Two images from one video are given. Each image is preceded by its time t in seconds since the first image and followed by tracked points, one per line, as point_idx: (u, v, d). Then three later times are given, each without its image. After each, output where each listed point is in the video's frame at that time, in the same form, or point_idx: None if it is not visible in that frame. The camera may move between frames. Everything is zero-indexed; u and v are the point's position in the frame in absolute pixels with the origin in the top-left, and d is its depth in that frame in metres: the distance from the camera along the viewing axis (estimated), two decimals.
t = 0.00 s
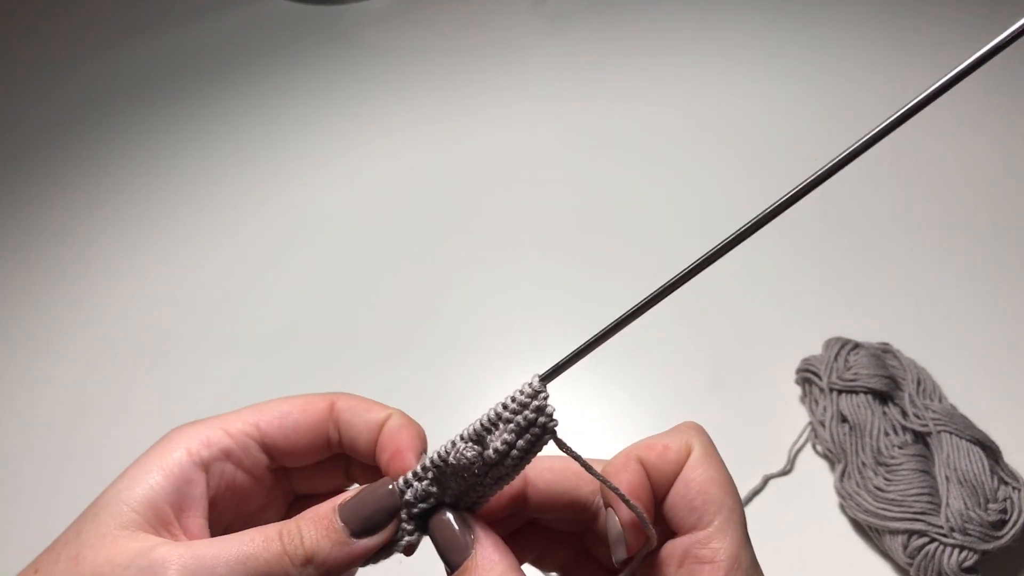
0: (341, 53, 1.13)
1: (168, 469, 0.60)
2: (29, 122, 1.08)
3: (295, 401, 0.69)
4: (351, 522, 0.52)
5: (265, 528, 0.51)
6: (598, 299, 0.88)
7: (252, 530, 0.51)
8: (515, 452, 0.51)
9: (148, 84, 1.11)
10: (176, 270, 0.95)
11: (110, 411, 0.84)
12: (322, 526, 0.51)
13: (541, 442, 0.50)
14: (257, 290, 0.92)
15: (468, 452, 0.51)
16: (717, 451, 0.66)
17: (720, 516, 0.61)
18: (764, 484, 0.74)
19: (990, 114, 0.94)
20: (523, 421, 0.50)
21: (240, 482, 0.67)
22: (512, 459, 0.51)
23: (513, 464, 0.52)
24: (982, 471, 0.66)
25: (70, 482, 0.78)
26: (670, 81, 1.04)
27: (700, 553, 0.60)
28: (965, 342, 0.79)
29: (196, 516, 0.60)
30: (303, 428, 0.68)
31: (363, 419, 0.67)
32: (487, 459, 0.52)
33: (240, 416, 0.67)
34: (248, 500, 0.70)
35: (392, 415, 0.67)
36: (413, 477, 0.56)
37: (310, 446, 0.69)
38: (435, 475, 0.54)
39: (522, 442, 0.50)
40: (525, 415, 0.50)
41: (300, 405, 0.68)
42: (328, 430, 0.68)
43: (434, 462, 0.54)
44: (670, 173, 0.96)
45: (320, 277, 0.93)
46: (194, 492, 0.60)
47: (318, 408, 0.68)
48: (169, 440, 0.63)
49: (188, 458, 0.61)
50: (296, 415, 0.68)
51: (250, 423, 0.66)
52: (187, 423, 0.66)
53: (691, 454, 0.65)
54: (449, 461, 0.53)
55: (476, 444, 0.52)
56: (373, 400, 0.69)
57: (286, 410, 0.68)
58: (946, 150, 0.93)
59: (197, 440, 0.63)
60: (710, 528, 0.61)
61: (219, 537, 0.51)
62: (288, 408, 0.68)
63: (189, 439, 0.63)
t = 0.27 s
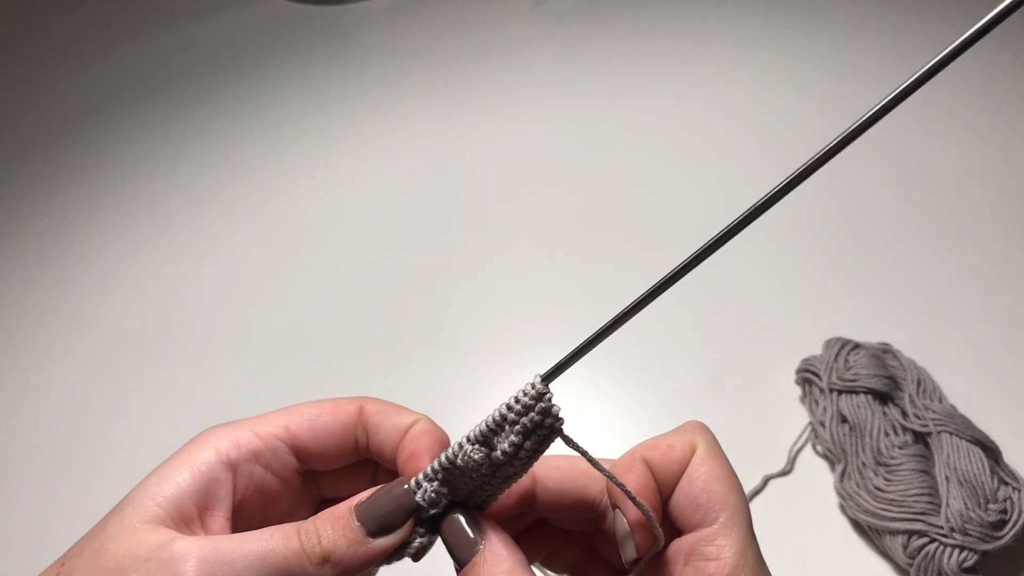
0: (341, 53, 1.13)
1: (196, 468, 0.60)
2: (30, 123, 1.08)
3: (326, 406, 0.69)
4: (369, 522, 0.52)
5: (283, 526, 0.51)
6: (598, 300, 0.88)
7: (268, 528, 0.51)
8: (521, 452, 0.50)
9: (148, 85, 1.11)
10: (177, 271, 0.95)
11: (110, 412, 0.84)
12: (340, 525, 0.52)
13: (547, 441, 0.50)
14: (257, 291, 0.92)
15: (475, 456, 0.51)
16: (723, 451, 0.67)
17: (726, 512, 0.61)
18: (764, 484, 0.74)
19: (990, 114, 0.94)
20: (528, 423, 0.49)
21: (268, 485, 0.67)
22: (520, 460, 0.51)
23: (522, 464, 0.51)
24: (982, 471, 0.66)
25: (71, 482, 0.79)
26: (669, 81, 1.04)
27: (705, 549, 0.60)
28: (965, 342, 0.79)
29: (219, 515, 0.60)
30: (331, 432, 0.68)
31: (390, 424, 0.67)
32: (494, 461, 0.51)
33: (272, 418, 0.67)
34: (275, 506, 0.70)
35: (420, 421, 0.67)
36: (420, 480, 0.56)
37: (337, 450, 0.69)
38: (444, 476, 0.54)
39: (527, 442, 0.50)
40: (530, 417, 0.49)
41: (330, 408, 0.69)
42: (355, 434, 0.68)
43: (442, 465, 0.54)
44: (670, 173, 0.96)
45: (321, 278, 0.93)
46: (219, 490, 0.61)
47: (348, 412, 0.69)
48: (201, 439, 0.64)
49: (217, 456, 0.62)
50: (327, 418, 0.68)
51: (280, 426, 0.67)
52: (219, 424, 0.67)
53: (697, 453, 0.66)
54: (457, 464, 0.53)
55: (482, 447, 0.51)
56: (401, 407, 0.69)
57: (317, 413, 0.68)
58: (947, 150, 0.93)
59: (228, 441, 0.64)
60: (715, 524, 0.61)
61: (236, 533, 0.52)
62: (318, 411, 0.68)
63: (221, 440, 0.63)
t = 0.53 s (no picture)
0: (341, 53, 1.13)
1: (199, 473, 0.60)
2: (31, 124, 1.08)
3: (325, 400, 0.69)
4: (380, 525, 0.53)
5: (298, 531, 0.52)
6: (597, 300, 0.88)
7: (284, 534, 0.52)
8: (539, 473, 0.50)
9: (148, 86, 1.12)
10: (177, 272, 0.95)
11: (110, 413, 0.84)
12: (354, 528, 0.53)
13: (567, 464, 0.50)
14: (257, 291, 0.92)
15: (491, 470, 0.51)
16: (726, 450, 0.67)
17: (732, 514, 0.61)
18: (764, 484, 0.74)
19: (990, 112, 0.94)
20: (549, 445, 0.49)
21: (271, 483, 0.67)
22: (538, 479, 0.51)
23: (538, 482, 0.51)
24: (982, 471, 0.66)
25: (72, 482, 0.79)
26: (669, 81, 1.04)
27: (710, 551, 0.60)
28: (965, 342, 0.79)
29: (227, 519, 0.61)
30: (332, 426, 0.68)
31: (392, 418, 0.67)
32: (510, 476, 0.51)
33: (271, 414, 0.67)
34: (281, 499, 0.70)
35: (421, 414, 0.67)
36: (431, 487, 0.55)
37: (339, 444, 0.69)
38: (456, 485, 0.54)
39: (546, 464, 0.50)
40: (553, 439, 0.49)
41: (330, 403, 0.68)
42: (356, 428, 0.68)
43: (455, 473, 0.53)
44: (669, 173, 0.97)
45: (321, 277, 0.93)
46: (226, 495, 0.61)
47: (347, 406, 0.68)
48: (200, 441, 0.64)
49: (219, 460, 0.62)
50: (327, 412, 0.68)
51: (280, 423, 0.66)
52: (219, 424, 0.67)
53: (701, 453, 0.66)
54: (472, 475, 0.53)
55: (500, 462, 0.51)
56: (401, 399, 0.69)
57: (316, 408, 0.68)
58: (946, 149, 0.93)
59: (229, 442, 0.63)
60: (721, 526, 0.61)
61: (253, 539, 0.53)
62: (318, 407, 0.68)
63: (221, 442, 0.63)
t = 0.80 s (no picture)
0: (341, 54, 1.13)
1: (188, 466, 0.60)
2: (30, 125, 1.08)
3: (318, 403, 0.69)
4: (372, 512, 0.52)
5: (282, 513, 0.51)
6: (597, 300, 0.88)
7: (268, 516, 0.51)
8: (539, 476, 0.51)
9: (148, 86, 1.12)
10: (177, 272, 0.95)
11: (110, 413, 0.84)
12: (342, 510, 0.51)
13: (567, 469, 0.50)
14: (258, 291, 0.92)
15: (492, 474, 0.52)
16: (716, 452, 0.67)
17: (729, 518, 0.61)
18: (764, 484, 0.74)
19: (990, 112, 0.94)
20: (551, 448, 0.50)
21: (260, 480, 0.67)
22: (538, 483, 0.51)
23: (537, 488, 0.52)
24: (982, 471, 0.66)
25: (72, 483, 0.79)
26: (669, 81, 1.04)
27: (707, 560, 0.60)
28: (965, 342, 0.79)
29: (213, 510, 0.60)
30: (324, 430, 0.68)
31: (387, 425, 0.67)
32: (510, 481, 0.52)
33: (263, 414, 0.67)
34: (267, 497, 0.70)
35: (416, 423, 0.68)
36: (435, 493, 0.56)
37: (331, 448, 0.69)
38: (457, 493, 0.55)
39: (547, 468, 0.50)
40: (554, 442, 0.50)
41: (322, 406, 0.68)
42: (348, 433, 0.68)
43: (458, 480, 0.54)
44: (669, 174, 0.97)
45: (321, 277, 0.93)
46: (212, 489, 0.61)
47: (339, 411, 0.68)
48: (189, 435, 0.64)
49: (207, 453, 0.62)
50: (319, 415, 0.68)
51: (272, 422, 0.66)
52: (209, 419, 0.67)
53: (693, 460, 0.65)
54: (473, 481, 0.53)
55: (500, 467, 0.52)
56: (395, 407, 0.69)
57: (309, 411, 0.68)
58: (947, 148, 0.93)
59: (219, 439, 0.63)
60: (716, 534, 0.61)
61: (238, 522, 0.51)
62: (310, 408, 0.68)
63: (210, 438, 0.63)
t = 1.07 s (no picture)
0: (341, 54, 1.13)
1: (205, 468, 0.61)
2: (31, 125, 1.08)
3: (335, 414, 0.69)
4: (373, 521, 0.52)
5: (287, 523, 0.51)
6: (597, 300, 0.88)
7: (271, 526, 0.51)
8: (530, 464, 0.50)
9: (149, 86, 1.12)
10: (177, 272, 0.95)
11: (111, 413, 0.84)
12: (344, 521, 0.52)
13: (557, 455, 0.50)
14: (258, 292, 0.92)
15: (482, 468, 0.51)
16: (711, 451, 0.67)
17: (721, 516, 0.61)
18: (764, 484, 0.74)
19: (990, 112, 0.94)
20: (537, 437, 0.49)
21: (275, 489, 0.67)
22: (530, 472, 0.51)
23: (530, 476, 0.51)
24: (982, 471, 0.66)
25: (71, 483, 0.79)
26: (669, 81, 1.04)
27: (700, 554, 0.60)
28: (965, 342, 0.79)
29: (225, 516, 0.61)
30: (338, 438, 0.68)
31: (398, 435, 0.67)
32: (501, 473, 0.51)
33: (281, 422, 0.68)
34: (282, 507, 0.70)
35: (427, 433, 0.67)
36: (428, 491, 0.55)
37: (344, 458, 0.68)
38: (451, 488, 0.54)
39: (536, 455, 0.50)
40: (540, 431, 0.49)
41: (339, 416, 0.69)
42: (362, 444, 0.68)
43: (449, 476, 0.53)
44: (670, 174, 0.97)
45: (321, 277, 0.93)
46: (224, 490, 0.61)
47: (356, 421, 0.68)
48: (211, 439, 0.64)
49: (225, 459, 0.63)
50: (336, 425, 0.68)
51: (289, 430, 0.67)
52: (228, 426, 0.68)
53: (688, 456, 0.65)
54: (463, 475, 0.53)
55: (489, 459, 0.51)
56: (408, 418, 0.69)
57: (326, 421, 0.68)
58: (946, 150, 0.93)
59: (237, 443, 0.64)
60: (710, 528, 0.61)
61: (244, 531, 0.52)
62: (327, 418, 0.68)
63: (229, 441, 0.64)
